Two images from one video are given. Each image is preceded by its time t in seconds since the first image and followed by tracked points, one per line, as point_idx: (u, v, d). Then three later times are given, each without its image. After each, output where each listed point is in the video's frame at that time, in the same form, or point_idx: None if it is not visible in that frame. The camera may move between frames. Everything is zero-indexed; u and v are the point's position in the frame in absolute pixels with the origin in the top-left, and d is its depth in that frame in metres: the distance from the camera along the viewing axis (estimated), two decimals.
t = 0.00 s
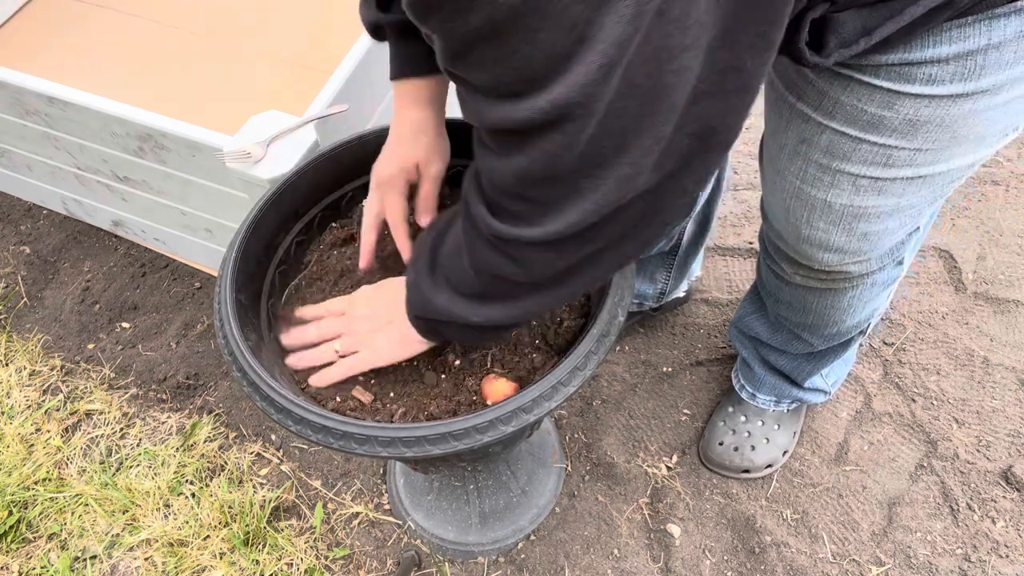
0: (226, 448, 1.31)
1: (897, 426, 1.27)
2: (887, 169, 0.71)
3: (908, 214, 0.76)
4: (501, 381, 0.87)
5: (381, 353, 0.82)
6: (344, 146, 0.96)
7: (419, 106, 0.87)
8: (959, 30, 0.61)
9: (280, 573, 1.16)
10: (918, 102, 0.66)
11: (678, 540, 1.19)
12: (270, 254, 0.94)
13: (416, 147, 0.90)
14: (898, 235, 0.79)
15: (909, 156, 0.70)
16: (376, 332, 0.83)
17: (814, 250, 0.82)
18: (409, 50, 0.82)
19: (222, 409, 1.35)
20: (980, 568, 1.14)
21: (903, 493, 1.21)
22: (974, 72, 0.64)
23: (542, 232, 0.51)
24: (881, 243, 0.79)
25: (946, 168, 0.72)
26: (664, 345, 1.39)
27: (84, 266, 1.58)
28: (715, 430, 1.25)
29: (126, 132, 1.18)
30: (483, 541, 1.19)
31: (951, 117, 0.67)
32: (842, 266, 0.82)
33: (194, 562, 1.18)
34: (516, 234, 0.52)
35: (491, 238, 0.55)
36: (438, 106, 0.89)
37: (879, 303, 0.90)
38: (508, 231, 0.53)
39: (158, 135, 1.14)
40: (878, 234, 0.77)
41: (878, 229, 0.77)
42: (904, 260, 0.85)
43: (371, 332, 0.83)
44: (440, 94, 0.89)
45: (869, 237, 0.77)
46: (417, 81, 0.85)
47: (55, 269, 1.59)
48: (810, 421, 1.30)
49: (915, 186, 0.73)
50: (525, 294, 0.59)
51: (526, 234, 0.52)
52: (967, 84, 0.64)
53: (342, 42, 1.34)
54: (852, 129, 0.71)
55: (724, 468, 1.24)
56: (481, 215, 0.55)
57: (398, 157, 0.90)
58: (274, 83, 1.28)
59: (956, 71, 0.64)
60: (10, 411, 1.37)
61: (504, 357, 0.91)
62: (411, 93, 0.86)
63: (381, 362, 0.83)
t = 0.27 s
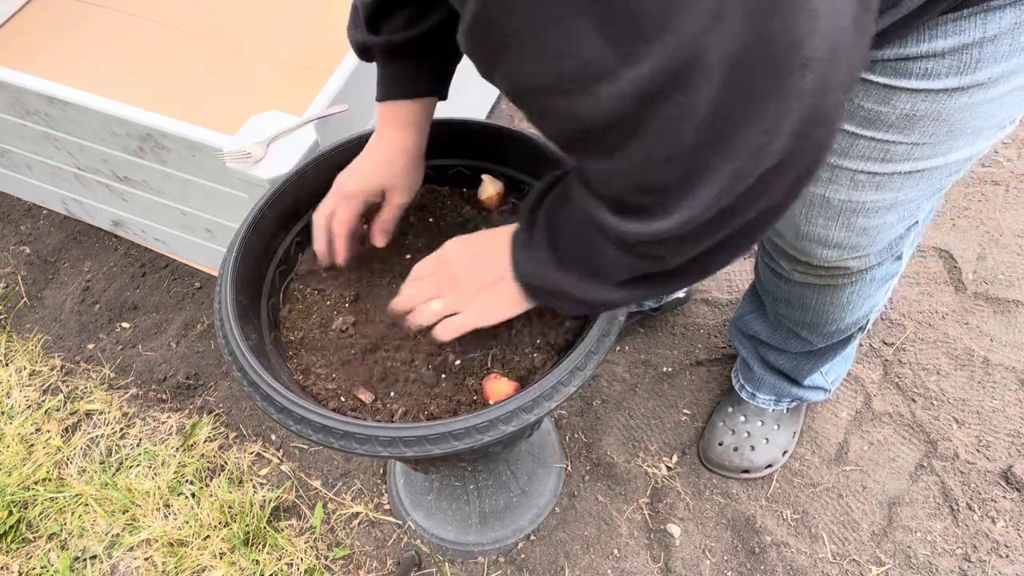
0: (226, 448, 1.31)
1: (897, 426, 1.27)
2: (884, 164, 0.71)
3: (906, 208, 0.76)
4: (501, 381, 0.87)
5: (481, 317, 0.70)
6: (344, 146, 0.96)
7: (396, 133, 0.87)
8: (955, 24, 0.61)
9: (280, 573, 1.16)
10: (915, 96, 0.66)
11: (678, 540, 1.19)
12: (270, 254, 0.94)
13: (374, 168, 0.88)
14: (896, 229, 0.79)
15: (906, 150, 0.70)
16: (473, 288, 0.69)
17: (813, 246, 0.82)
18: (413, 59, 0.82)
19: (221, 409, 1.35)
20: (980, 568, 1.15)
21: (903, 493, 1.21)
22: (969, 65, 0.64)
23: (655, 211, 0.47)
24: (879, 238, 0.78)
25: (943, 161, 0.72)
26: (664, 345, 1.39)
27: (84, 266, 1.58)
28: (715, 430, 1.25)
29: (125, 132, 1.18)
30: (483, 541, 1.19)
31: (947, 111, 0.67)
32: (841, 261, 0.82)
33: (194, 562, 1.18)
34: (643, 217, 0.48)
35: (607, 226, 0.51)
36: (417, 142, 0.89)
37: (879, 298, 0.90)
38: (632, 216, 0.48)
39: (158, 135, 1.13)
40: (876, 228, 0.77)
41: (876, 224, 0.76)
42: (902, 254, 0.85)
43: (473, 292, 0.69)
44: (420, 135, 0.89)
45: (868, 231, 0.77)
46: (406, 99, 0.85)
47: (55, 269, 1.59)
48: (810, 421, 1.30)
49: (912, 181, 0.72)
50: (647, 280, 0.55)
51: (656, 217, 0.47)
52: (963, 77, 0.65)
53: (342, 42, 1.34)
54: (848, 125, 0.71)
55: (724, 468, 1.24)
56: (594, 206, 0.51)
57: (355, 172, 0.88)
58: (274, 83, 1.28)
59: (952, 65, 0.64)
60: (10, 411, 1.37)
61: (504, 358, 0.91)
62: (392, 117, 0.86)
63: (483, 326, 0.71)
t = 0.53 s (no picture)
0: (226, 448, 1.31)
1: (897, 426, 1.27)
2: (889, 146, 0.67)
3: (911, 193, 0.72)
4: (501, 381, 0.87)
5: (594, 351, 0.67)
6: (344, 145, 0.96)
7: (417, 141, 0.85)
8: None
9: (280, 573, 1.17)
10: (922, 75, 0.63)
11: (678, 540, 1.19)
12: (271, 253, 0.94)
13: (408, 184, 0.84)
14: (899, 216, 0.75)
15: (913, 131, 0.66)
16: (590, 331, 0.64)
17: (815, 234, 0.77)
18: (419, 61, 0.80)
19: (222, 409, 1.35)
20: (980, 568, 1.15)
21: (903, 493, 1.21)
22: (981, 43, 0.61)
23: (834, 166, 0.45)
24: (885, 224, 0.75)
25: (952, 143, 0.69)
26: (664, 344, 1.39)
27: (84, 266, 1.58)
28: (715, 430, 1.25)
29: (126, 133, 1.18)
30: (483, 541, 1.19)
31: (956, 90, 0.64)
32: (846, 250, 0.78)
33: (194, 562, 1.18)
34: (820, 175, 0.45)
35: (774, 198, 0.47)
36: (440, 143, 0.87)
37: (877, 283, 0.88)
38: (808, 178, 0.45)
39: (158, 135, 1.13)
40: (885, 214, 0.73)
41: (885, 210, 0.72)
42: (901, 241, 0.83)
43: (589, 336, 0.64)
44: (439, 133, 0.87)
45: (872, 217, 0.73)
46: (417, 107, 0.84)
47: (55, 269, 1.59)
48: (810, 421, 1.30)
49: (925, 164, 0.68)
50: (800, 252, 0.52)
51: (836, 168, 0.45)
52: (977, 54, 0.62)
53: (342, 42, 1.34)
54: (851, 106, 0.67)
55: (724, 468, 1.24)
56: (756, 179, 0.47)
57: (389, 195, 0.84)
58: (274, 83, 1.28)
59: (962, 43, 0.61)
60: (10, 411, 1.37)
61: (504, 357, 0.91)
62: (409, 128, 0.84)
63: (593, 352, 0.68)
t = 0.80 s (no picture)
0: (226, 448, 1.31)
1: (897, 426, 1.27)
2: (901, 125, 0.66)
3: (922, 169, 0.71)
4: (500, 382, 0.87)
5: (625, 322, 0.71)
6: (344, 144, 0.96)
7: (480, 245, 0.80)
8: None
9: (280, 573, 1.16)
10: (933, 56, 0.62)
11: (678, 540, 1.19)
12: (271, 253, 0.94)
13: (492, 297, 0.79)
14: (909, 192, 0.74)
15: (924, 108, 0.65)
16: (618, 306, 0.68)
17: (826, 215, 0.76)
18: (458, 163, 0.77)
19: (222, 409, 1.35)
20: (980, 568, 1.14)
21: (903, 493, 1.21)
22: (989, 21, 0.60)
23: (861, 135, 0.47)
24: (897, 199, 0.75)
25: (963, 119, 0.68)
26: (664, 344, 1.39)
27: (84, 266, 1.58)
28: (715, 430, 1.25)
29: (126, 132, 1.18)
30: (483, 541, 1.19)
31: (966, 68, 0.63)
32: (858, 227, 0.78)
33: (194, 562, 1.18)
34: (847, 146, 0.47)
35: (804, 168, 0.50)
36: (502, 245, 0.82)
37: (886, 261, 0.87)
38: (836, 149, 0.48)
39: (158, 135, 1.14)
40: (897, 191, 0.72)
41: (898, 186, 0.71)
42: (910, 218, 0.83)
43: (619, 312, 0.68)
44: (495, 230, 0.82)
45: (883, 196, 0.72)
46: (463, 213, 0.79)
47: (55, 269, 1.59)
48: (810, 421, 1.30)
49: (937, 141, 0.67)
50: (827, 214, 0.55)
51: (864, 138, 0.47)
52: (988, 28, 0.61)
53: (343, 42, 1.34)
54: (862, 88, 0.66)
55: (724, 468, 1.24)
56: (784, 154, 0.49)
57: (469, 322, 0.78)
58: (274, 83, 1.28)
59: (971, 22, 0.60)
60: (10, 411, 1.37)
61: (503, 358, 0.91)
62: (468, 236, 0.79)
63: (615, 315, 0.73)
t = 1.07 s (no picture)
0: (226, 448, 1.31)
1: (897, 426, 1.27)
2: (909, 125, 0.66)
3: (928, 169, 0.72)
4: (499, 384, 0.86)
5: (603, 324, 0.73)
6: (345, 144, 0.96)
7: (495, 242, 0.81)
8: None
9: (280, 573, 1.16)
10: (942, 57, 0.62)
11: (678, 540, 1.19)
12: (271, 253, 0.94)
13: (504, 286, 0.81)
14: (914, 192, 0.75)
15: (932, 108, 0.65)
16: (598, 309, 0.70)
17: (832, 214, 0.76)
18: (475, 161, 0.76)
19: (222, 409, 1.35)
20: (980, 568, 1.14)
21: (903, 493, 1.21)
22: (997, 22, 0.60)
23: (843, 158, 0.47)
24: (901, 200, 0.75)
25: (965, 120, 0.68)
26: (664, 344, 1.39)
27: (84, 266, 1.58)
28: (715, 430, 1.25)
29: (126, 132, 1.18)
30: (483, 541, 1.19)
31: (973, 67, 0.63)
32: (862, 227, 0.78)
33: (194, 562, 1.18)
34: (828, 169, 0.47)
35: (787, 188, 0.50)
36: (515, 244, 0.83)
37: (890, 262, 0.88)
38: (818, 172, 0.48)
39: (158, 135, 1.14)
40: (901, 191, 0.72)
41: (902, 188, 0.71)
42: (913, 219, 0.83)
43: (598, 315, 0.71)
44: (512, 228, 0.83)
45: (890, 196, 0.72)
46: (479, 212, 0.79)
47: (55, 269, 1.59)
48: (810, 421, 1.30)
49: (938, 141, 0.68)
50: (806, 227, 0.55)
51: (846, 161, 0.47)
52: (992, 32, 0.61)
53: (343, 42, 1.34)
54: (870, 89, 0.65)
55: (725, 468, 1.24)
56: (769, 171, 0.49)
57: (479, 317, 0.79)
58: (274, 83, 1.28)
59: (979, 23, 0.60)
60: (10, 411, 1.37)
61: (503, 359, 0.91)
62: (484, 234, 0.80)
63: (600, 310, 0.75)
